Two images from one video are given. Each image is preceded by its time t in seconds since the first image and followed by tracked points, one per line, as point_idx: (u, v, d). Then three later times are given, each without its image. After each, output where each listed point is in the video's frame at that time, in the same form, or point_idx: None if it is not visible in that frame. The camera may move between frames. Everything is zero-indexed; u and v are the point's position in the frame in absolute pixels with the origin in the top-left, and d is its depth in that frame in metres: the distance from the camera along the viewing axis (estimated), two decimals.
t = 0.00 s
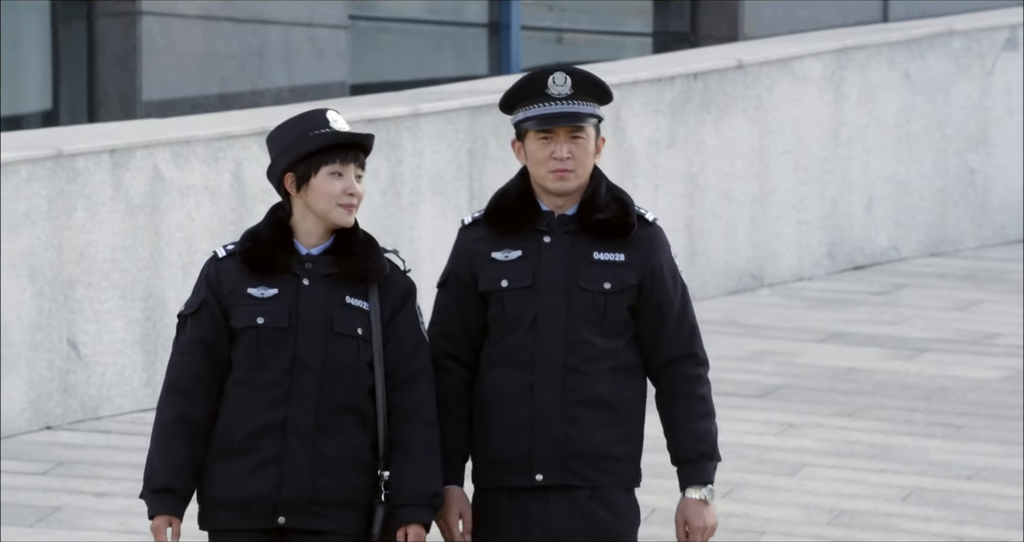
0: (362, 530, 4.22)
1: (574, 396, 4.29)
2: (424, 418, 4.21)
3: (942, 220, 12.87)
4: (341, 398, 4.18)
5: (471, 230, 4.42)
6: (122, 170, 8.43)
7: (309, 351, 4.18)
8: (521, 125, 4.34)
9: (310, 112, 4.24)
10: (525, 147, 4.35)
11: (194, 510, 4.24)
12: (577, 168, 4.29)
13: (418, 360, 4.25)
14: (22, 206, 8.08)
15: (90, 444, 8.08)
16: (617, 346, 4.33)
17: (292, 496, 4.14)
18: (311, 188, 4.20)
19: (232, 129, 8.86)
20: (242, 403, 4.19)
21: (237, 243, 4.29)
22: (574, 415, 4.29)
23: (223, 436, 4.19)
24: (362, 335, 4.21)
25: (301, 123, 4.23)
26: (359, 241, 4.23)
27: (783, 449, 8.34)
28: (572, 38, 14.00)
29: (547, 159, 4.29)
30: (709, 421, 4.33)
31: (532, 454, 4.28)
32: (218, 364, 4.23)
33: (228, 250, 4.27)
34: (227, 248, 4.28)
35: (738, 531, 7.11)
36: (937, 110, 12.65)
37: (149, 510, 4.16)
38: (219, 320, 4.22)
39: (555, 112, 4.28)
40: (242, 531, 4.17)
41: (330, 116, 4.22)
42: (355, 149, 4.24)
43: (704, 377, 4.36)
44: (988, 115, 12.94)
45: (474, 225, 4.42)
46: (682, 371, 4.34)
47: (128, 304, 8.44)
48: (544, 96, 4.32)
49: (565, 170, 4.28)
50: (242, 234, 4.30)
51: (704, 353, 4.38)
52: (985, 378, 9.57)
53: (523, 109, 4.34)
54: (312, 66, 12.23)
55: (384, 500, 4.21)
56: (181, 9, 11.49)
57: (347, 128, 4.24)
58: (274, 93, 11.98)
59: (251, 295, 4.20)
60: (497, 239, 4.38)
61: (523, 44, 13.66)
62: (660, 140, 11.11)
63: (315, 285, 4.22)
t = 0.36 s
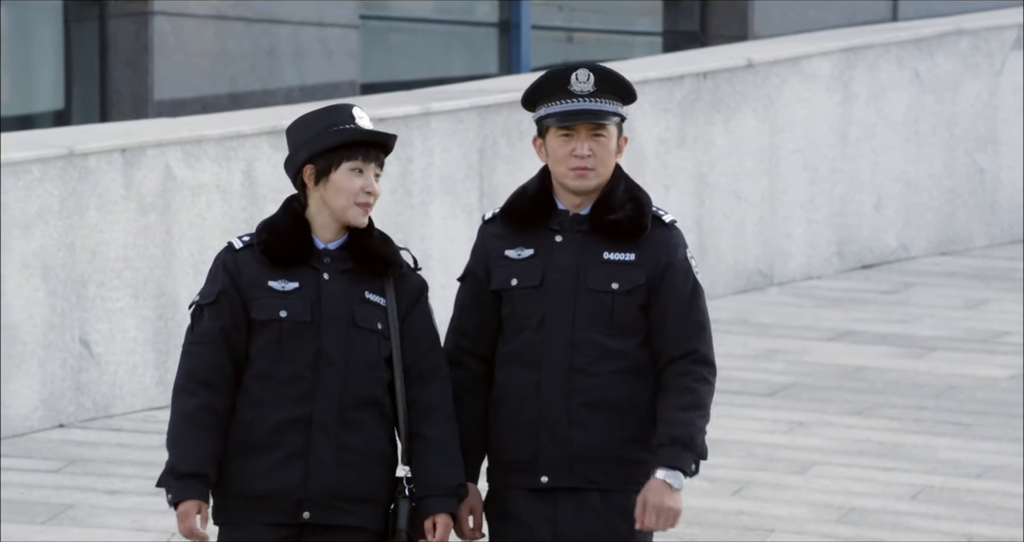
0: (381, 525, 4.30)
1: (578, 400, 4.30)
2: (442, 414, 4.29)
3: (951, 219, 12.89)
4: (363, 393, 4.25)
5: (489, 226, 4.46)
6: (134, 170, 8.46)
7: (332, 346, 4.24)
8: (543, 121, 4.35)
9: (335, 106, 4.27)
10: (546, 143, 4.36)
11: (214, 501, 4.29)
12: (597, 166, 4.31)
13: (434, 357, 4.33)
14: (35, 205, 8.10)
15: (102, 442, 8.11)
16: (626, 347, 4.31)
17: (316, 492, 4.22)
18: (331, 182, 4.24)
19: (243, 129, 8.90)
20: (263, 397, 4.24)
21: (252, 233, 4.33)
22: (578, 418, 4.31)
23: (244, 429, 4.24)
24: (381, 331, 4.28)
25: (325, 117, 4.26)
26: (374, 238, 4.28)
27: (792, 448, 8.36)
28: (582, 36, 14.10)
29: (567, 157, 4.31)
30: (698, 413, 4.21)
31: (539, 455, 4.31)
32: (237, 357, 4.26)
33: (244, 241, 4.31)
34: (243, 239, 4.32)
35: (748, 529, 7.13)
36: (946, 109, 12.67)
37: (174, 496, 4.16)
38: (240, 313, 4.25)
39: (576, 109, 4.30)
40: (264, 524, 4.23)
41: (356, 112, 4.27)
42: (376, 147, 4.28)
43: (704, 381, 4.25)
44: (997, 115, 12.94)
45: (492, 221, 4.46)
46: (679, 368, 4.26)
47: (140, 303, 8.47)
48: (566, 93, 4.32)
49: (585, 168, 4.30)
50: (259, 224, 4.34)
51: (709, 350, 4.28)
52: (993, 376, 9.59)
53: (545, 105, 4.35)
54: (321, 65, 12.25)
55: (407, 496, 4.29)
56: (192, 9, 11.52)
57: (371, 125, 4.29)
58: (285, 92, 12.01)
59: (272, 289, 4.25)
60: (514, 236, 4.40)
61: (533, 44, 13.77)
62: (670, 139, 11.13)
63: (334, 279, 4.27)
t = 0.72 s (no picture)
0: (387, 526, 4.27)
1: (585, 406, 4.18)
2: (434, 406, 4.27)
3: (966, 217, 12.91)
4: (368, 394, 4.21)
5: (491, 231, 4.37)
6: (150, 168, 8.50)
7: (337, 348, 4.19)
8: (534, 127, 4.23)
9: (327, 105, 4.22)
10: (540, 149, 4.25)
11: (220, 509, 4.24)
12: (592, 168, 4.18)
13: (426, 348, 4.32)
14: (52, 204, 8.14)
15: (119, 439, 8.14)
16: (632, 350, 4.20)
17: (327, 497, 4.18)
18: (331, 183, 4.20)
19: (258, 126, 8.94)
20: (271, 402, 4.19)
21: (248, 235, 4.28)
22: (585, 423, 4.18)
23: (251, 435, 4.20)
24: (383, 327, 4.25)
25: (318, 117, 4.22)
26: (371, 236, 4.26)
27: (807, 445, 8.38)
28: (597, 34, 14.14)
29: (561, 161, 4.19)
30: (694, 411, 4.09)
31: (546, 463, 4.21)
32: (241, 363, 4.20)
33: (241, 244, 4.25)
34: (239, 241, 4.27)
35: (762, 527, 7.15)
36: (961, 107, 12.68)
37: (182, 511, 4.10)
38: (243, 318, 4.20)
39: (566, 112, 4.18)
40: (274, 531, 4.19)
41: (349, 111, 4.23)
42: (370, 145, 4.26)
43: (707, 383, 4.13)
44: (1012, 112, 12.96)
45: (493, 226, 4.36)
46: (681, 368, 4.14)
47: (156, 301, 8.51)
48: (554, 96, 4.21)
49: (580, 170, 4.17)
50: (253, 226, 4.29)
51: (714, 350, 4.16)
52: (1008, 374, 9.60)
53: (536, 111, 4.24)
54: (337, 64, 12.28)
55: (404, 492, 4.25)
56: (208, 8, 11.55)
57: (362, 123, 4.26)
58: (300, 91, 12.03)
59: (274, 292, 4.20)
60: (515, 240, 4.30)
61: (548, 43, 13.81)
62: (685, 137, 11.15)
63: (334, 279, 4.23)
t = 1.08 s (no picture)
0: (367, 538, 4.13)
1: (587, 419, 4.13)
2: (409, 417, 4.14)
3: (982, 213, 12.94)
4: (338, 405, 4.10)
5: (466, 256, 4.28)
6: (168, 164, 8.53)
7: (305, 359, 4.07)
8: (504, 149, 4.20)
9: (281, 117, 4.12)
10: (511, 170, 4.21)
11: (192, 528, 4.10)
12: (566, 185, 4.15)
13: (400, 358, 4.19)
14: (71, 200, 8.17)
15: (137, 435, 8.18)
16: (627, 363, 4.17)
17: (302, 507, 4.05)
18: (289, 194, 4.08)
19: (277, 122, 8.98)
20: (238, 415, 4.06)
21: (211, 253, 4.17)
22: (588, 436, 4.13)
23: (219, 452, 4.07)
24: (352, 337, 4.14)
25: (272, 130, 4.10)
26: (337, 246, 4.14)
27: (823, 441, 8.40)
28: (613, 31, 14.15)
29: (535, 181, 4.15)
30: (714, 433, 4.13)
31: (550, 480, 4.13)
32: (207, 379, 4.09)
33: (203, 261, 4.14)
34: (201, 259, 4.16)
35: (778, 522, 7.17)
36: (976, 103, 12.72)
37: (150, 530, 3.99)
38: (208, 333, 4.08)
39: (537, 131, 4.14)
40: None
41: (304, 120, 4.11)
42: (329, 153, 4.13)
43: (709, 388, 4.17)
44: None
45: (469, 251, 4.27)
46: (684, 383, 4.17)
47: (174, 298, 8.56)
48: (522, 116, 4.18)
49: (554, 189, 4.14)
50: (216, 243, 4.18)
51: (708, 361, 4.19)
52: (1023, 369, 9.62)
53: (504, 133, 4.20)
54: (354, 61, 12.32)
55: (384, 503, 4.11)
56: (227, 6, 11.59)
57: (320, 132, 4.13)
58: (318, 88, 12.08)
59: (238, 305, 4.09)
60: (496, 262, 4.23)
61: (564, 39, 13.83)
62: (701, 134, 11.17)
63: (300, 290, 4.12)
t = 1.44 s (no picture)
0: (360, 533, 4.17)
1: (598, 411, 4.20)
2: (409, 409, 4.18)
3: (1000, 208, 12.96)
4: (331, 401, 4.12)
5: (476, 242, 4.31)
6: (188, 158, 8.58)
7: (295, 356, 4.09)
8: (514, 139, 4.24)
9: (272, 109, 4.13)
10: (522, 160, 4.25)
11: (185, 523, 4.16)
12: (578, 174, 4.19)
13: (397, 352, 4.21)
14: (91, 194, 8.22)
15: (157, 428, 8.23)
16: (637, 355, 4.24)
17: (291, 506, 4.09)
18: (283, 187, 4.09)
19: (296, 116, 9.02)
20: (229, 413, 4.10)
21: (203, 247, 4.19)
22: (600, 430, 4.21)
23: (211, 448, 4.11)
24: (344, 332, 4.14)
25: (264, 122, 4.12)
26: (330, 237, 4.14)
27: (840, 434, 8.42)
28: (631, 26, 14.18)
29: (546, 170, 4.19)
30: (719, 423, 4.23)
31: (562, 473, 4.21)
32: (199, 374, 4.13)
33: (195, 255, 4.16)
34: (193, 253, 4.17)
35: (795, 515, 7.20)
36: (993, 97, 12.74)
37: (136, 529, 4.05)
38: (199, 330, 4.12)
39: (550, 120, 4.18)
40: None
41: (296, 111, 4.12)
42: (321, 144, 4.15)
43: (718, 379, 4.26)
44: None
45: (479, 237, 4.31)
46: (694, 374, 4.25)
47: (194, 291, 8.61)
48: (533, 106, 4.21)
49: (567, 178, 4.18)
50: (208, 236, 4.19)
51: (717, 353, 4.28)
52: None
53: (513, 123, 4.24)
54: (372, 56, 12.36)
55: (382, 498, 4.16)
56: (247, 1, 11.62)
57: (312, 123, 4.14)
58: (337, 83, 12.13)
59: (228, 302, 4.11)
60: (505, 251, 4.27)
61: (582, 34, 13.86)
62: (719, 128, 11.20)
63: (292, 285, 4.13)
